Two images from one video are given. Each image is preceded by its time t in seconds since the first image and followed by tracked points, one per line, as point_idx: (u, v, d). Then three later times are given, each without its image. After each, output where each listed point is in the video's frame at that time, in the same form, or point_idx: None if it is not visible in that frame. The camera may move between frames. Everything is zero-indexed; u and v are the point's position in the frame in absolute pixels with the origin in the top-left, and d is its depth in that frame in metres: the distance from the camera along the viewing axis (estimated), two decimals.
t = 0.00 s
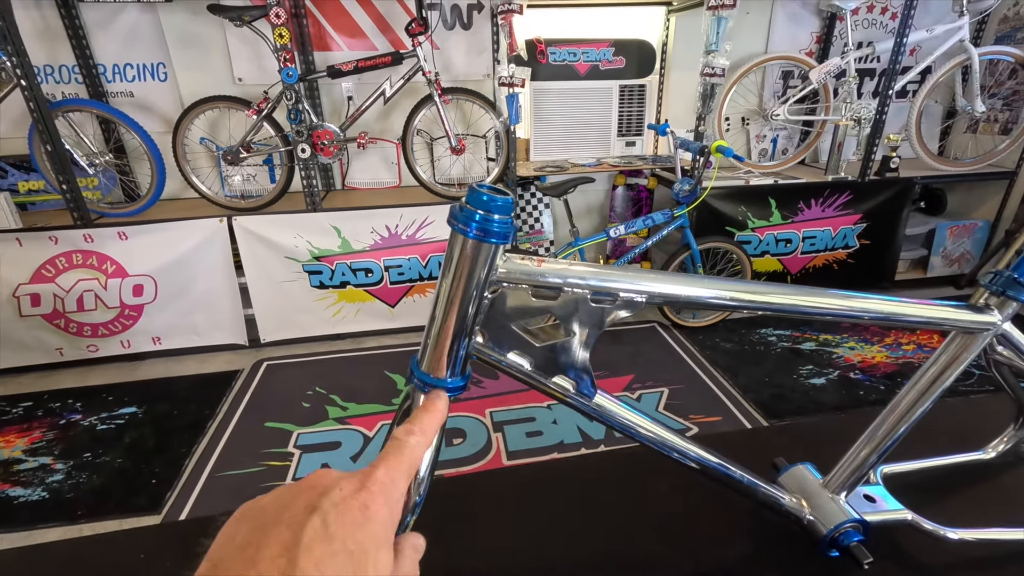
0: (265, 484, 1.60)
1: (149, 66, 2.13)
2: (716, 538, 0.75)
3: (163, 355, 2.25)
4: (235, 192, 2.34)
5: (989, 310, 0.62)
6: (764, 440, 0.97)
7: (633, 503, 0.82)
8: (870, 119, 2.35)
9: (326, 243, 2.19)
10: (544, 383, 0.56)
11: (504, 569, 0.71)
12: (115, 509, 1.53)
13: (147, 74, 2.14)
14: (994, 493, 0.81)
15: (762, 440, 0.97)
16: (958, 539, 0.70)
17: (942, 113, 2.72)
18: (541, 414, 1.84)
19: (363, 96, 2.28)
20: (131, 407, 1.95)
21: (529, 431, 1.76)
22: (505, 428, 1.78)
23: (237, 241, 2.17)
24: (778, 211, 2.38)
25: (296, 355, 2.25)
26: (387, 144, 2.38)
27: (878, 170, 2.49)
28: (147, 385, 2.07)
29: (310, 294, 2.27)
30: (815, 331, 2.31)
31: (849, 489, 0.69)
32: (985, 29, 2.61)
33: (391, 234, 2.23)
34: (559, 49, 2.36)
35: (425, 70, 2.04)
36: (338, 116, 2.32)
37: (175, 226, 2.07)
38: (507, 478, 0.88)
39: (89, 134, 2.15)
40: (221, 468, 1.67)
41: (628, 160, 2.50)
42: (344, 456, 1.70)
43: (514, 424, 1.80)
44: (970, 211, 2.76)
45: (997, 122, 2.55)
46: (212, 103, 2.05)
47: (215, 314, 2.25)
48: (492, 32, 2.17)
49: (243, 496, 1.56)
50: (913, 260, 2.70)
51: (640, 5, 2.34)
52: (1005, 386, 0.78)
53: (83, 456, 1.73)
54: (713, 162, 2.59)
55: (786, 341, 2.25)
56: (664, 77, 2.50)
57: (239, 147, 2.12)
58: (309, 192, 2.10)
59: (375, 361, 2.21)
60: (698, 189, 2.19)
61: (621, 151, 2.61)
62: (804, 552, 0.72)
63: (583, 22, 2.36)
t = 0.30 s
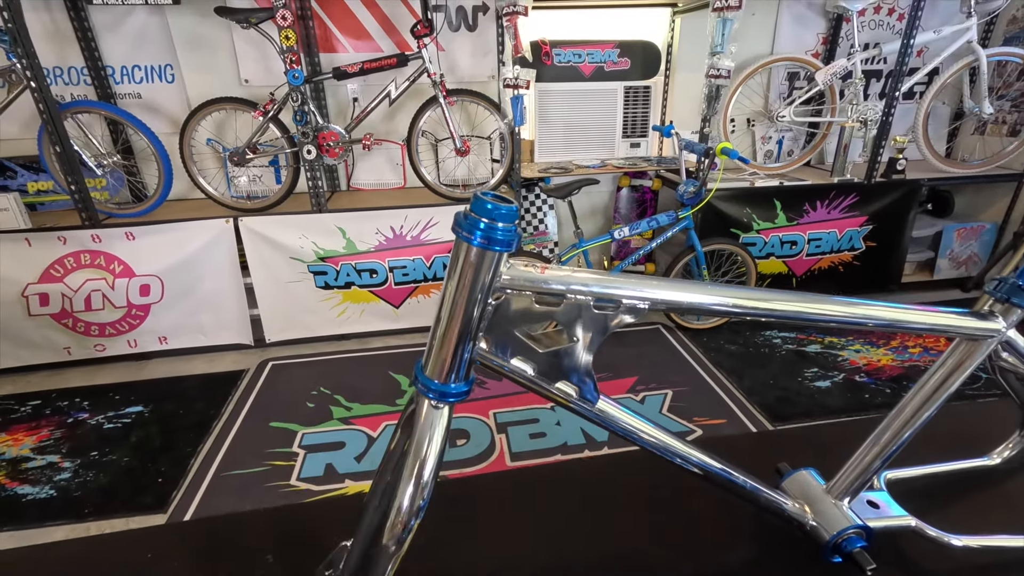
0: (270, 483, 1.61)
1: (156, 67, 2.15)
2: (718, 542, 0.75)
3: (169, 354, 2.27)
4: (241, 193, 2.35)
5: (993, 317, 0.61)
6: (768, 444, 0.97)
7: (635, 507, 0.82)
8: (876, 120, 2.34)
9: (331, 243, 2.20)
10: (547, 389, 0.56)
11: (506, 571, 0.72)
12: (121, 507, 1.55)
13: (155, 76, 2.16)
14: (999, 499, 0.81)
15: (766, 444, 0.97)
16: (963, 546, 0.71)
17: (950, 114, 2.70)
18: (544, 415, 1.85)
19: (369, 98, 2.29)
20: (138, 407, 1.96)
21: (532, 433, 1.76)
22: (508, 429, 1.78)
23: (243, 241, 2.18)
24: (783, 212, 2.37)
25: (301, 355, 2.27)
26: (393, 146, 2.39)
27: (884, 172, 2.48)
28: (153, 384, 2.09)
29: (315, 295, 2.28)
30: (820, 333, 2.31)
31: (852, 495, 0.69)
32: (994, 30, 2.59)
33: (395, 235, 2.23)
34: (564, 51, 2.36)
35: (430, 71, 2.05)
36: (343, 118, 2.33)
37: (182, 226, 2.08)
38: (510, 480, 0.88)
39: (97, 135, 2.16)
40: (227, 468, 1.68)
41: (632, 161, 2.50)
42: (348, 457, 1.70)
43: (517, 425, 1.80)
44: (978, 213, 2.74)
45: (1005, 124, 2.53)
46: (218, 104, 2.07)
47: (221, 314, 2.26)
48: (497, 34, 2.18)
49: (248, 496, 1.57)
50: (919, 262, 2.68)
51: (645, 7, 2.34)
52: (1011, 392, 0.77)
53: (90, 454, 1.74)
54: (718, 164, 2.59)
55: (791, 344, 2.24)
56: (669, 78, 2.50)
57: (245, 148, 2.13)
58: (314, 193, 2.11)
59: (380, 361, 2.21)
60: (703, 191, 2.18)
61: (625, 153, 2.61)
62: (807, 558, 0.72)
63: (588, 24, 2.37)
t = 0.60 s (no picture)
0: (270, 482, 1.61)
1: (158, 66, 2.15)
2: (718, 547, 0.75)
3: (170, 352, 2.27)
4: (242, 192, 2.35)
5: (1001, 320, 0.61)
6: (769, 446, 0.96)
7: (635, 509, 0.81)
8: (880, 121, 2.33)
9: (333, 242, 2.20)
10: (546, 391, 0.56)
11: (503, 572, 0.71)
12: (121, 505, 1.54)
13: (157, 74, 2.16)
14: (1003, 504, 0.80)
15: (767, 446, 0.97)
16: (969, 552, 0.69)
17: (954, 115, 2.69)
18: (545, 416, 1.84)
19: (370, 96, 2.28)
20: (139, 405, 1.96)
21: (533, 433, 1.76)
22: (509, 429, 1.78)
23: (244, 240, 2.18)
24: (786, 213, 2.36)
25: (302, 354, 2.26)
26: (394, 144, 2.39)
27: (888, 172, 2.47)
28: (154, 382, 2.09)
29: (316, 294, 2.28)
30: (823, 334, 2.29)
31: (856, 500, 0.68)
32: (998, 31, 2.58)
33: (396, 234, 2.23)
34: (566, 50, 2.36)
35: (432, 70, 2.04)
36: (345, 116, 2.33)
37: (184, 225, 2.08)
38: (509, 481, 0.88)
39: (99, 133, 2.16)
40: (227, 467, 1.67)
41: (634, 161, 2.49)
42: (348, 456, 1.70)
43: (518, 425, 1.79)
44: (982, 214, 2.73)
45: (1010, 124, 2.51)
46: (220, 102, 2.06)
47: (222, 313, 2.26)
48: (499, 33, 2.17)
49: (248, 494, 1.57)
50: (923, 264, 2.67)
51: (648, 6, 2.33)
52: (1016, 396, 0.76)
53: (90, 452, 1.74)
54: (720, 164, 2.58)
55: (793, 345, 2.23)
56: (672, 78, 2.49)
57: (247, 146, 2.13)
58: (316, 191, 2.11)
59: (380, 360, 2.21)
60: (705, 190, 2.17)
61: (628, 152, 2.60)
62: (809, 563, 0.72)
63: (591, 23, 2.36)
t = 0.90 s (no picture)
0: (266, 479, 1.60)
1: (154, 59, 2.13)
2: (719, 545, 0.74)
3: (167, 348, 2.26)
4: (239, 187, 2.34)
5: (1009, 316, 0.60)
6: (770, 444, 0.96)
7: (635, 507, 0.81)
8: (881, 119, 2.32)
9: (330, 238, 2.19)
10: (546, 387, 0.55)
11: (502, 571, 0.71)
12: (117, 501, 1.54)
13: (153, 68, 2.14)
14: (1006, 503, 0.80)
15: (768, 444, 0.96)
16: (973, 551, 0.69)
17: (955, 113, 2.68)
18: (543, 413, 1.83)
19: (369, 91, 2.27)
20: (135, 401, 1.95)
21: (531, 430, 1.75)
22: (507, 426, 1.77)
23: (241, 236, 2.17)
24: (786, 211, 2.35)
25: (299, 350, 2.25)
26: (392, 140, 2.37)
27: (888, 171, 2.46)
28: (151, 378, 2.08)
29: (314, 290, 2.27)
30: (822, 333, 2.29)
31: (860, 499, 0.67)
32: (1000, 29, 2.57)
33: (395, 230, 2.22)
34: (566, 46, 2.34)
35: (431, 65, 2.02)
36: (343, 111, 2.31)
37: (180, 220, 2.07)
38: (508, 478, 0.87)
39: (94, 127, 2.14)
40: (223, 463, 1.67)
41: (634, 158, 2.48)
42: (345, 453, 1.69)
43: (516, 422, 1.79)
44: (982, 213, 2.73)
45: (1011, 123, 2.51)
46: (217, 96, 2.05)
47: (219, 308, 2.25)
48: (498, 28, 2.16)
49: (245, 491, 1.56)
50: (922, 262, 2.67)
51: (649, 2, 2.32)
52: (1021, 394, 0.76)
53: (85, 448, 1.73)
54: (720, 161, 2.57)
55: (793, 343, 2.22)
56: (672, 74, 2.48)
57: (244, 141, 2.11)
58: (313, 187, 2.10)
59: (378, 357, 2.20)
60: (705, 188, 2.17)
61: (627, 149, 2.59)
62: (810, 562, 0.71)
63: (591, 18, 2.35)
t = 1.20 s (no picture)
0: (261, 471, 1.60)
1: (151, 49, 2.12)
2: (709, 533, 0.74)
3: (163, 340, 2.25)
4: (236, 179, 2.33)
5: (998, 305, 0.60)
6: (762, 436, 0.96)
7: (626, 496, 0.81)
8: (880, 116, 2.32)
9: (327, 231, 2.18)
10: (534, 370, 0.55)
11: (492, 558, 0.71)
12: (111, 492, 1.54)
13: (150, 58, 2.13)
14: (995, 492, 0.81)
15: (760, 436, 0.96)
16: (959, 540, 0.70)
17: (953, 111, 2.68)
18: (539, 407, 1.84)
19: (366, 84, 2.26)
20: (130, 392, 1.95)
21: (527, 423, 1.76)
22: (502, 420, 1.77)
23: (237, 227, 2.16)
24: (783, 207, 2.35)
25: (295, 343, 2.25)
26: (390, 133, 2.36)
27: (886, 168, 2.46)
28: (146, 370, 2.07)
29: (310, 282, 2.26)
30: (818, 329, 2.29)
31: (848, 487, 0.67)
32: (999, 27, 2.57)
33: (392, 223, 2.22)
34: (566, 40, 2.33)
35: (429, 57, 2.01)
36: (341, 103, 2.30)
37: (176, 211, 2.06)
38: (500, 467, 0.87)
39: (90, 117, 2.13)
40: (218, 454, 1.66)
41: (632, 154, 2.48)
42: (340, 445, 1.69)
43: (511, 416, 1.79)
44: (978, 211, 2.73)
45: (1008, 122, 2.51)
46: (213, 87, 2.04)
47: (215, 300, 2.24)
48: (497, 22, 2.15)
49: (240, 482, 1.56)
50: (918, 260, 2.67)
51: None
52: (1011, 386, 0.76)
53: (80, 439, 1.73)
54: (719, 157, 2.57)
55: (788, 339, 2.23)
56: (671, 70, 2.48)
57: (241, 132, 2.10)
58: (310, 179, 2.09)
59: (374, 351, 2.19)
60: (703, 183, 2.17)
61: (626, 145, 2.58)
62: (799, 550, 0.71)
63: (590, 13, 2.34)
